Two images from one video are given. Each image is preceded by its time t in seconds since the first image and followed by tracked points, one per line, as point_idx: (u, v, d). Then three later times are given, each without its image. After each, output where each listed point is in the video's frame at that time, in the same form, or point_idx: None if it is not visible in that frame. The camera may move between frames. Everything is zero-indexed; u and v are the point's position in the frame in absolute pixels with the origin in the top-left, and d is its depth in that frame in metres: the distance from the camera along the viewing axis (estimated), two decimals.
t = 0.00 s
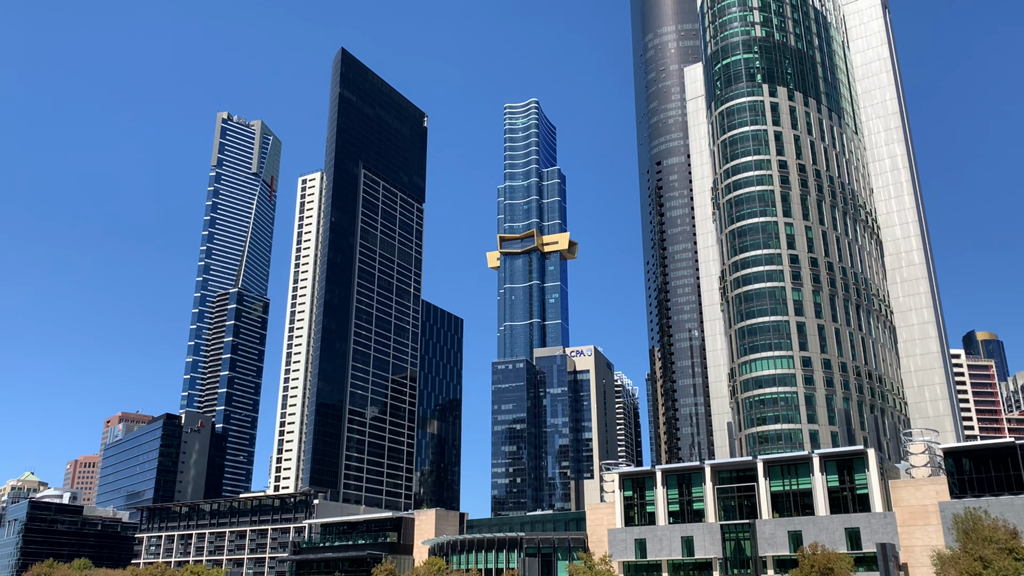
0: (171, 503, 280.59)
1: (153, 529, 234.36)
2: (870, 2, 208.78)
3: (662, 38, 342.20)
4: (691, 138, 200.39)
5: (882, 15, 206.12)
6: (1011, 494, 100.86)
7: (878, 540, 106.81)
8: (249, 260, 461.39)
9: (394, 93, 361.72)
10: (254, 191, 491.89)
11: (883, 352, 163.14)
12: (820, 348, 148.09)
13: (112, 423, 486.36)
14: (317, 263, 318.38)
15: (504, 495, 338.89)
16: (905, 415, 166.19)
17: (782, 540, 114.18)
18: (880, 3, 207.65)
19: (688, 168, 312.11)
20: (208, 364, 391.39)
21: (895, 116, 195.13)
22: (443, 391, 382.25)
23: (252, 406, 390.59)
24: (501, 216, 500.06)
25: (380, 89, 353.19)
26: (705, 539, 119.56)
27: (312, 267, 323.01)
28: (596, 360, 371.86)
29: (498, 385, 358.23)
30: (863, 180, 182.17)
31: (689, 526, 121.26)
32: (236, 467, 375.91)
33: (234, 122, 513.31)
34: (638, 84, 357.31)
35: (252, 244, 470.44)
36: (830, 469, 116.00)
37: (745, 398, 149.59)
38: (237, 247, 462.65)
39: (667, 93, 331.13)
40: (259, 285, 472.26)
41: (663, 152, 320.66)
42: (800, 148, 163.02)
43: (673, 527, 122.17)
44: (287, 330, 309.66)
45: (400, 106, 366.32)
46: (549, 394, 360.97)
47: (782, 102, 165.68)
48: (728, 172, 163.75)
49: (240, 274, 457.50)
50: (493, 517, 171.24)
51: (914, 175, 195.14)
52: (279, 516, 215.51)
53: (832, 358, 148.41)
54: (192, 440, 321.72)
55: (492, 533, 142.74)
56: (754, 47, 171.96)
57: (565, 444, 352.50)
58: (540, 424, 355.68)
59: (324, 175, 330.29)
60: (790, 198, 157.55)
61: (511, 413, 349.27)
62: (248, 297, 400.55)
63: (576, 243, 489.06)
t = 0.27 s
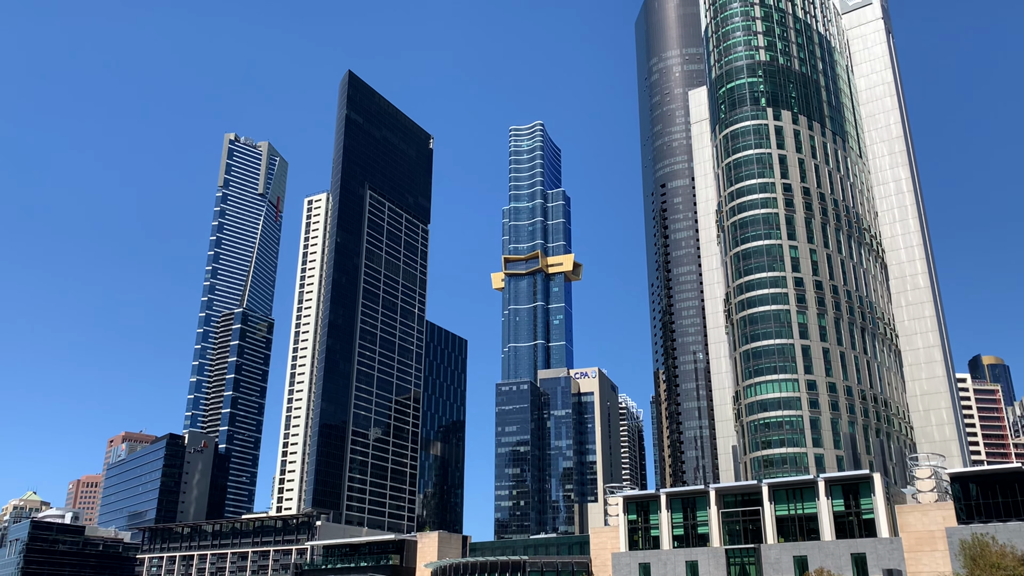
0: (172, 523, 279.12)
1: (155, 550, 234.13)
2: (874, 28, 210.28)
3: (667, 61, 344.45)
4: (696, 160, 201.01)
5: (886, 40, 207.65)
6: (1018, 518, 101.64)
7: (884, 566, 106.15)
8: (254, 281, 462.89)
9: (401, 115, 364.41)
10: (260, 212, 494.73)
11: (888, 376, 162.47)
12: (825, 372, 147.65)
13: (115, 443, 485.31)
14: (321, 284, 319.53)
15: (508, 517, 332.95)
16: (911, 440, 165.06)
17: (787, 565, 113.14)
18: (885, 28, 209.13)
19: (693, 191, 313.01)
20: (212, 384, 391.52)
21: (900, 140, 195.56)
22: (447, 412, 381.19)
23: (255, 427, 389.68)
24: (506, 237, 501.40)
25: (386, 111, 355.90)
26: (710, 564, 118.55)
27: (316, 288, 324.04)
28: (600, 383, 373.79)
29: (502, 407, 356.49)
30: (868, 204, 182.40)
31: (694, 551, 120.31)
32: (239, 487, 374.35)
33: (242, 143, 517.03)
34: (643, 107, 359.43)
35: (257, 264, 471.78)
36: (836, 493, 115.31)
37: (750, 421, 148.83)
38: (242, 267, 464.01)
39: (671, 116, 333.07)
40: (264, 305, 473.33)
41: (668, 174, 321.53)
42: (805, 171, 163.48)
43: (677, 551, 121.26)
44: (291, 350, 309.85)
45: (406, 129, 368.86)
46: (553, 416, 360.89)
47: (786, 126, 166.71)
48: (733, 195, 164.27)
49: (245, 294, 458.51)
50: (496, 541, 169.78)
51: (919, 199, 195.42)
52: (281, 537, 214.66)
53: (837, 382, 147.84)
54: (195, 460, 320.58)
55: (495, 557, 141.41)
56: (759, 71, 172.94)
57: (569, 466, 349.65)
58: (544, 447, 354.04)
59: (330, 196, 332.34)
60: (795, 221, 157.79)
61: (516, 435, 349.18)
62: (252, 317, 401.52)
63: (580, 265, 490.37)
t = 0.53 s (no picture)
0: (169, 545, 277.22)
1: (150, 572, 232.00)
2: (875, 56, 211.91)
3: (669, 88, 347.28)
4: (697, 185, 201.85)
5: (887, 69, 209.23)
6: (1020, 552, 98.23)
7: None
8: (255, 302, 463.37)
9: (404, 138, 366.72)
10: (262, 234, 496.50)
11: (890, 404, 161.92)
12: (826, 399, 147.27)
13: (112, 463, 483.06)
14: (322, 306, 320.20)
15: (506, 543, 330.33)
16: (913, 469, 164.15)
17: None
18: (885, 58, 210.85)
19: (694, 217, 314.04)
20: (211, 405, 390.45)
21: (901, 169, 196.58)
22: (446, 436, 379.80)
23: (254, 449, 387.90)
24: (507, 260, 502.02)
25: (390, 134, 358.34)
26: None
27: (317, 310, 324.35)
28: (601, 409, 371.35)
29: (502, 431, 354.39)
30: (868, 232, 182.86)
31: None
32: (236, 510, 371.95)
33: (246, 165, 519.71)
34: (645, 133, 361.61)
35: (259, 285, 472.33)
36: (837, 521, 114.88)
37: (751, 448, 148.07)
38: (244, 288, 464.56)
39: (673, 142, 335.29)
40: (264, 327, 473.36)
41: (669, 200, 322.97)
42: (806, 199, 164.17)
43: None
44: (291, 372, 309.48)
45: (409, 152, 370.99)
46: (553, 441, 359.39)
47: (787, 153, 167.73)
48: (733, 221, 164.92)
49: (246, 315, 458.65)
50: (494, 567, 168.50)
51: (920, 227, 195.98)
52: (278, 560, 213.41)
53: (838, 410, 147.40)
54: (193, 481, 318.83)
55: None
56: (760, 98, 174.25)
57: (569, 492, 347.78)
58: (544, 472, 352.02)
59: (332, 219, 333.69)
60: (796, 248, 158.31)
61: (515, 459, 347.22)
62: (253, 338, 401.96)
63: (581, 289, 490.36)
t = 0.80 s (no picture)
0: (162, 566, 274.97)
1: None
2: (873, 84, 213.63)
3: (668, 112, 349.39)
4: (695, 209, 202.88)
5: (885, 96, 210.85)
6: None
7: None
8: (253, 321, 462.97)
9: (404, 160, 368.18)
10: (261, 253, 497.23)
11: (887, 430, 161.49)
12: (823, 424, 147.03)
13: (107, 482, 480.23)
14: (320, 327, 319.92)
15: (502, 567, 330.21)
16: (910, 496, 163.47)
17: None
18: (883, 85, 212.50)
19: (693, 241, 314.97)
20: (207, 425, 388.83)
21: (899, 195, 197.70)
22: (442, 458, 378.31)
23: (249, 469, 385.72)
24: (505, 282, 502.35)
25: (390, 156, 360.03)
26: None
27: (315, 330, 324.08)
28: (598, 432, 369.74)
29: (498, 453, 352.11)
30: (866, 257, 183.31)
31: None
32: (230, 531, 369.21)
33: (246, 184, 521.24)
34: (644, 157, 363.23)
35: (257, 305, 472.18)
36: (834, 548, 114.32)
37: (748, 473, 147.41)
38: (242, 307, 464.46)
39: (672, 166, 336.90)
40: (261, 346, 472.71)
41: (668, 224, 324.06)
42: (804, 224, 164.97)
43: None
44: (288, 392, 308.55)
45: (409, 173, 372.28)
46: (550, 464, 356.48)
47: (785, 179, 168.65)
48: (732, 246, 165.49)
49: (244, 334, 458.12)
50: None
51: (918, 254, 196.66)
52: None
53: (836, 436, 147.08)
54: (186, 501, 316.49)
55: None
56: (759, 124, 175.61)
57: (565, 516, 346.36)
58: (540, 495, 350.02)
59: (331, 239, 334.09)
60: (794, 273, 158.77)
61: (511, 483, 344.21)
62: (250, 357, 401.03)
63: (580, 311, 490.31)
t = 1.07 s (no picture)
0: None
1: None
2: (871, 102, 214.72)
3: (667, 130, 351.16)
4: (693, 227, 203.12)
5: (883, 115, 211.87)
6: None
7: None
8: (251, 337, 462.41)
9: (404, 176, 369.27)
10: (259, 269, 497.48)
11: (887, 449, 161.20)
12: (822, 442, 146.73)
13: (101, 499, 477.20)
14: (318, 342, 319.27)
15: None
16: (910, 514, 162.81)
17: None
18: (881, 104, 213.54)
19: (691, 259, 315.74)
20: (203, 441, 386.36)
21: (897, 214, 198.44)
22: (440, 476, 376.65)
23: (245, 486, 383.61)
24: (504, 298, 502.32)
25: (390, 172, 361.09)
26: None
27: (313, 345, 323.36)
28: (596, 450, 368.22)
29: (495, 470, 350.31)
30: (864, 275, 183.67)
31: None
32: (225, 548, 366.65)
33: (245, 200, 522.17)
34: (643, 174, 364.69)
35: (255, 320, 471.89)
36: (834, 567, 113.98)
37: (747, 491, 146.72)
38: (240, 323, 464.04)
39: (671, 184, 338.24)
40: (259, 362, 471.60)
41: (667, 242, 324.95)
42: (802, 242, 165.48)
43: None
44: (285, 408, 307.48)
45: (409, 190, 373.31)
46: (548, 482, 355.16)
47: (783, 197, 169.23)
48: (730, 263, 165.71)
49: (241, 350, 457.33)
50: None
51: (916, 272, 197.13)
52: None
53: (835, 454, 146.72)
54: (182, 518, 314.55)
55: None
56: (757, 141, 176.42)
57: (563, 534, 344.83)
58: (538, 513, 348.07)
59: (330, 254, 334.22)
60: (792, 291, 159.15)
61: (509, 500, 342.22)
62: (247, 373, 401.32)
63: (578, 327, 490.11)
